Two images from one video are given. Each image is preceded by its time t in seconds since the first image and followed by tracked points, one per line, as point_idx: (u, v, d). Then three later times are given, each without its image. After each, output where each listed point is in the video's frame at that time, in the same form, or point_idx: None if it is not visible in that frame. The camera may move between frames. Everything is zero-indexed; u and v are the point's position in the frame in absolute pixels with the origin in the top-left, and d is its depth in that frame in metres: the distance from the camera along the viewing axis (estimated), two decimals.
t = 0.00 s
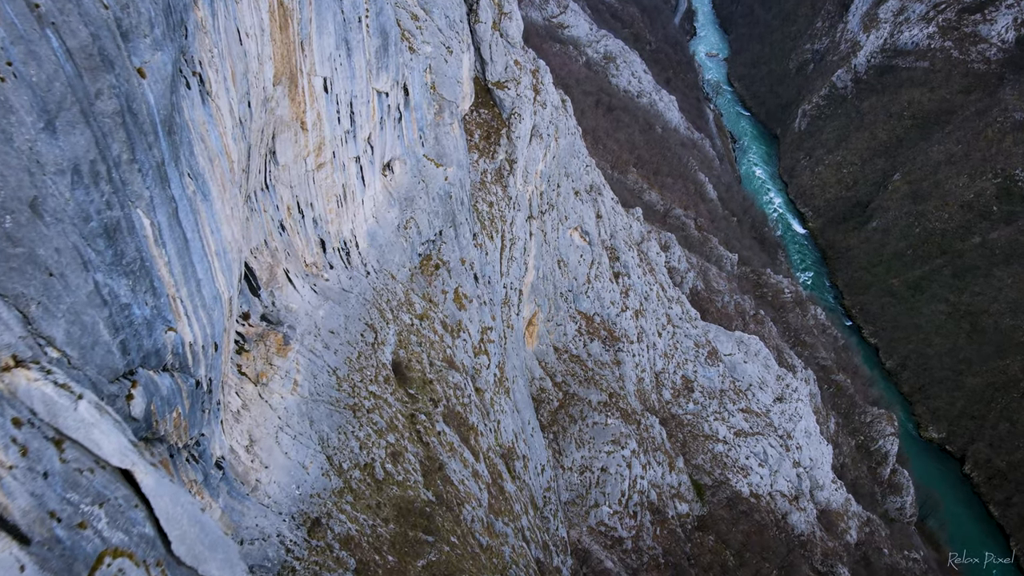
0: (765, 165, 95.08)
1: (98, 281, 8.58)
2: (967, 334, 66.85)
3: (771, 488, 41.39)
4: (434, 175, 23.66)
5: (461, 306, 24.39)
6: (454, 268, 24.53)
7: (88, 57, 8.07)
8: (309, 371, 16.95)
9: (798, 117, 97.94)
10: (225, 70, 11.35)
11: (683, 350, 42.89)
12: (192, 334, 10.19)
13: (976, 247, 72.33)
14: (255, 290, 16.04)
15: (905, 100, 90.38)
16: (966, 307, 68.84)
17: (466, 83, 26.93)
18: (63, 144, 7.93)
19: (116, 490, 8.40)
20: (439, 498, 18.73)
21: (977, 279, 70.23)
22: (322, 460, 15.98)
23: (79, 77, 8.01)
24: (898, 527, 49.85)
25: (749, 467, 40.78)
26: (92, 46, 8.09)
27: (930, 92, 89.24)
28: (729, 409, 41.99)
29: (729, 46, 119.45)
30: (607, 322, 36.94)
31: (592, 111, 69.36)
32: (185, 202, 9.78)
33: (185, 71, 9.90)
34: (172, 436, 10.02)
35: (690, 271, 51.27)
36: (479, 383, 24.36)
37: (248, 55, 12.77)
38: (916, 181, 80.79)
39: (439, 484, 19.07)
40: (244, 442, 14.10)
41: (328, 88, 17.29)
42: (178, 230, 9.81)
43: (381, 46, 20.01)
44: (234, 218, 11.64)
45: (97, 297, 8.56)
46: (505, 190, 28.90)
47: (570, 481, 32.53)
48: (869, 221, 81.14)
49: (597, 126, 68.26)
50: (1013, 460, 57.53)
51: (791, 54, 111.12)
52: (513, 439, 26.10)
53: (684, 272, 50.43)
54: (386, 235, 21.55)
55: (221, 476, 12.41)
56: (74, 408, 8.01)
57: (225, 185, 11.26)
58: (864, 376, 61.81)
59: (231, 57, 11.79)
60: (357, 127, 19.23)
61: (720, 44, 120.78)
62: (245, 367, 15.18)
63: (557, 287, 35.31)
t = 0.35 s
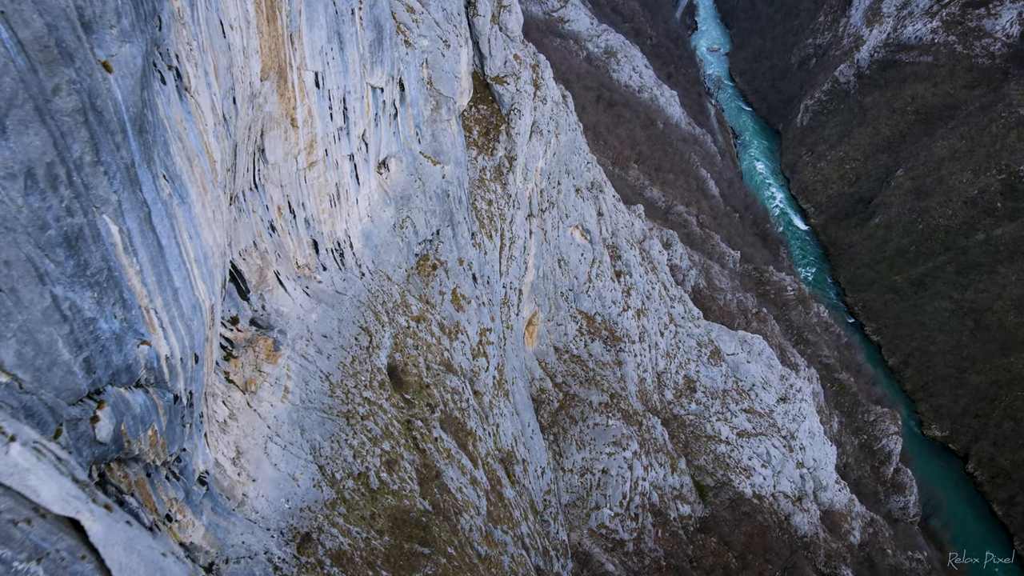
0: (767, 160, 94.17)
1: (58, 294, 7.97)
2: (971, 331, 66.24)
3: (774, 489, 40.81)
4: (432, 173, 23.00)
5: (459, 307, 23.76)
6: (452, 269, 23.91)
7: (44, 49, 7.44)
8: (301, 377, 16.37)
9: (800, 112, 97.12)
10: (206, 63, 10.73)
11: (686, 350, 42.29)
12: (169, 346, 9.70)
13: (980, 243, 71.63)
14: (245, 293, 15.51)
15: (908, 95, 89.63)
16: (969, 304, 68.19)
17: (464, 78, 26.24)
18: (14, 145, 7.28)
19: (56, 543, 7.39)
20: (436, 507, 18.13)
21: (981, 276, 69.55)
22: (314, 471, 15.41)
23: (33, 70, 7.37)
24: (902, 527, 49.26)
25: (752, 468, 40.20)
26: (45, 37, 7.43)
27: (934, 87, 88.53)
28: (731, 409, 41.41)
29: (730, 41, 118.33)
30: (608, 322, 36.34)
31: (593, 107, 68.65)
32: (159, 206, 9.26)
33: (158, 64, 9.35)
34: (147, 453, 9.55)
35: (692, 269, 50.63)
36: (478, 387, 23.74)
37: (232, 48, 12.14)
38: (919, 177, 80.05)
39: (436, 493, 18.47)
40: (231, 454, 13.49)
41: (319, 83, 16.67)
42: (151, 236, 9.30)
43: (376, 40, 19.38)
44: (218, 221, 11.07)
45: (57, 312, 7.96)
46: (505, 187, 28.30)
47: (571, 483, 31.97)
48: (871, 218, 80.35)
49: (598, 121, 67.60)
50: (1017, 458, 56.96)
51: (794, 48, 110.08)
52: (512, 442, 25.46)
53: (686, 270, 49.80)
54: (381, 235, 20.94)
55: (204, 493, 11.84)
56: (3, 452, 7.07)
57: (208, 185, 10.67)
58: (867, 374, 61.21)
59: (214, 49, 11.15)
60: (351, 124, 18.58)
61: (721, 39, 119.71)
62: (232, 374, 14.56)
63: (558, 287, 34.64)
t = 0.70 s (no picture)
0: (768, 155, 92.84)
1: (11, 309, 7.41)
2: (975, 328, 65.63)
3: (777, 489, 40.27)
4: (428, 171, 22.35)
5: (456, 308, 23.15)
6: (449, 269, 23.31)
7: None
8: (292, 383, 15.79)
9: (803, 107, 96.12)
10: (186, 56, 10.17)
11: (688, 349, 41.69)
12: (143, 359, 9.25)
13: (983, 239, 71.01)
14: (233, 297, 15.00)
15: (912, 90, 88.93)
16: (973, 301, 67.61)
17: (462, 72, 25.52)
18: None
19: None
20: (433, 516, 17.57)
21: (985, 272, 68.97)
22: (305, 481, 14.87)
23: None
24: (905, 527, 48.76)
25: (755, 469, 39.66)
26: None
27: (937, 81, 87.93)
28: (734, 409, 40.82)
29: (731, 35, 117.14)
30: (609, 321, 35.74)
31: (593, 102, 67.95)
32: (130, 210, 8.77)
33: (128, 55, 8.81)
34: (120, 473, 9.11)
35: (693, 266, 50.01)
36: (476, 390, 23.16)
37: (215, 40, 11.53)
38: (922, 173, 79.36)
39: (433, 501, 17.89)
40: (217, 467, 12.92)
41: (311, 77, 16.04)
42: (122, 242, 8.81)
43: (370, 32, 18.72)
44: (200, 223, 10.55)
45: (10, 328, 7.40)
46: (504, 184, 27.73)
47: (571, 484, 31.44)
48: (874, 214, 79.45)
49: (599, 117, 66.90)
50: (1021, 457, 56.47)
51: (796, 42, 108.91)
52: (511, 444, 24.83)
53: (688, 267, 49.17)
54: (376, 234, 20.33)
55: (187, 509, 11.23)
56: None
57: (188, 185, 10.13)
58: (870, 372, 60.63)
59: (194, 41, 10.58)
60: (344, 120, 17.96)
61: (722, 33, 118.17)
62: (220, 381, 14.00)
63: (558, 286, 33.98)
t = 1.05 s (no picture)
0: (769, 149, 91.56)
1: None
2: (978, 325, 65.08)
3: (780, 489, 39.76)
4: (425, 167, 21.70)
5: (454, 308, 22.56)
6: (447, 268, 22.69)
7: None
8: (283, 389, 15.24)
9: (805, 101, 95.07)
10: (163, 47, 9.69)
11: (690, 348, 41.05)
12: (114, 373, 8.91)
13: (987, 236, 70.40)
14: (221, 300, 14.49)
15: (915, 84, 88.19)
16: (977, 297, 67.02)
17: (460, 66, 24.82)
18: None
19: None
20: (429, 525, 17.03)
21: (989, 269, 68.35)
22: (296, 490, 14.36)
23: None
24: (908, 526, 48.25)
25: (758, 468, 39.13)
26: None
27: (941, 76, 87.26)
28: (736, 409, 40.26)
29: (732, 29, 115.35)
30: (611, 320, 35.15)
31: (594, 96, 67.23)
32: (96, 213, 8.45)
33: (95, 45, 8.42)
34: (90, 494, 8.89)
35: (695, 263, 49.41)
36: (474, 393, 22.57)
37: (197, 29, 10.95)
38: (925, 168, 78.64)
39: (429, 509, 17.34)
40: (201, 479, 12.39)
41: (302, 71, 15.44)
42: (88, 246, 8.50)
43: (364, 24, 18.06)
44: (180, 224, 10.12)
45: None
46: (503, 180, 27.10)
47: (572, 485, 30.91)
48: (877, 209, 78.62)
49: (600, 111, 66.24)
50: None
51: (798, 36, 107.67)
52: (510, 447, 24.21)
53: (689, 264, 48.56)
54: (371, 233, 19.73)
55: (169, 523, 11.22)
56: None
57: (166, 184, 9.73)
58: (873, 369, 60.08)
59: (174, 31, 10.04)
60: (337, 115, 17.34)
61: (724, 26, 116.54)
62: (206, 388, 13.42)
63: (558, 284, 33.37)
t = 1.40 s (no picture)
0: (771, 141, 90.62)
1: None
2: (981, 319, 64.54)
3: (782, 487, 39.28)
4: (422, 161, 21.09)
5: (452, 306, 22.00)
6: (444, 264, 22.10)
7: None
8: (273, 392, 14.71)
9: (807, 93, 94.05)
10: (138, 34, 9.21)
11: (692, 344, 40.44)
12: (82, 386, 8.65)
13: (991, 229, 69.75)
14: (208, 300, 13.96)
15: (919, 76, 87.36)
16: (980, 292, 66.43)
17: (457, 57, 24.14)
18: None
19: None
20: (426, 531, 16.53)
21: (993, 263, 67.69)
22: (287, 498, 13.87)
23: None
24: (911, 523, 47.79)
25: (760, 466, 38.65)
26: None
27: (945, 68, 86.49)
28: (739, 405, 39.73)
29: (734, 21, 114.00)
30: (612, 316, 34.59)
31: (595, 88, 66.47)
32: (59, 214, 8.17)
33: (56, 31, 8.03)
34: (58, 515, 8.80)
35: (697, 258, 48.80)
36: (473, 393, 22.03)
37: (177, 16, 10.40)
38: (929, 161, 77.93)
39: (426, 515, 16.81)
40: (186, 489, 11.93)
41: (292, 61, 14.85)
42: (50, 250, 8.24)
43: (358, 12, 17.39)
44: (157, 223, 9.72)
45: None
46: (502, 174, 26.49)
47: (572, 484, 30.41)
48: (879, 203, 77.94)
49: (601, 104, 65.53)
50: None
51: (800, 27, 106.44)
52: (510, 447, 23.62)
53: (692, 258, 47.96)
54: (366, 229, 19.15)
55: (148, 540, 10.66)
56: None
57: (141, 180, 9.31)
58: (876, 364, 59.56)
59: (151, 17, 9.55)
60: (330, 107, 16.73)
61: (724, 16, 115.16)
62: (192, 392, 12.92)
63: (559, 280, 32.75)
